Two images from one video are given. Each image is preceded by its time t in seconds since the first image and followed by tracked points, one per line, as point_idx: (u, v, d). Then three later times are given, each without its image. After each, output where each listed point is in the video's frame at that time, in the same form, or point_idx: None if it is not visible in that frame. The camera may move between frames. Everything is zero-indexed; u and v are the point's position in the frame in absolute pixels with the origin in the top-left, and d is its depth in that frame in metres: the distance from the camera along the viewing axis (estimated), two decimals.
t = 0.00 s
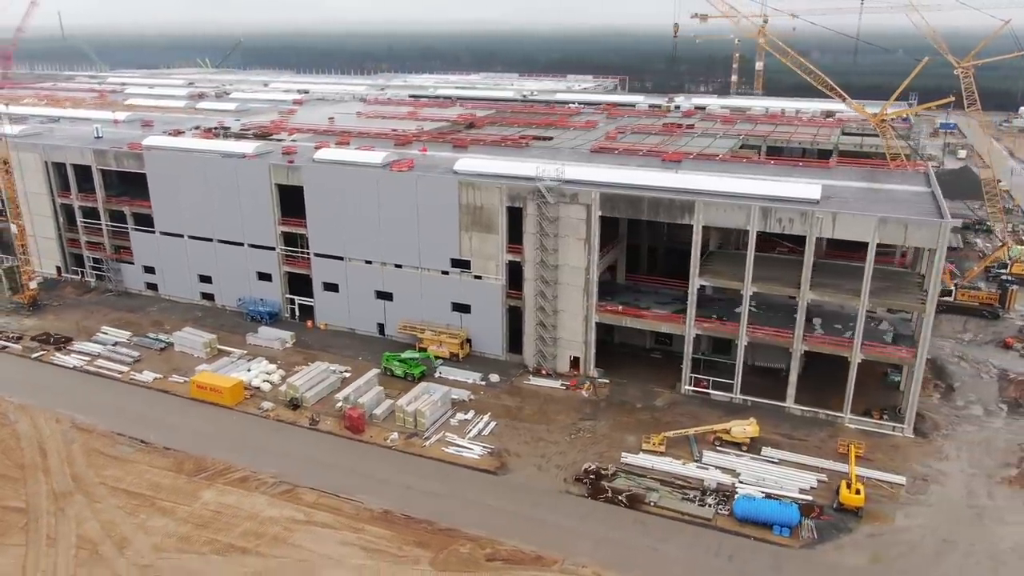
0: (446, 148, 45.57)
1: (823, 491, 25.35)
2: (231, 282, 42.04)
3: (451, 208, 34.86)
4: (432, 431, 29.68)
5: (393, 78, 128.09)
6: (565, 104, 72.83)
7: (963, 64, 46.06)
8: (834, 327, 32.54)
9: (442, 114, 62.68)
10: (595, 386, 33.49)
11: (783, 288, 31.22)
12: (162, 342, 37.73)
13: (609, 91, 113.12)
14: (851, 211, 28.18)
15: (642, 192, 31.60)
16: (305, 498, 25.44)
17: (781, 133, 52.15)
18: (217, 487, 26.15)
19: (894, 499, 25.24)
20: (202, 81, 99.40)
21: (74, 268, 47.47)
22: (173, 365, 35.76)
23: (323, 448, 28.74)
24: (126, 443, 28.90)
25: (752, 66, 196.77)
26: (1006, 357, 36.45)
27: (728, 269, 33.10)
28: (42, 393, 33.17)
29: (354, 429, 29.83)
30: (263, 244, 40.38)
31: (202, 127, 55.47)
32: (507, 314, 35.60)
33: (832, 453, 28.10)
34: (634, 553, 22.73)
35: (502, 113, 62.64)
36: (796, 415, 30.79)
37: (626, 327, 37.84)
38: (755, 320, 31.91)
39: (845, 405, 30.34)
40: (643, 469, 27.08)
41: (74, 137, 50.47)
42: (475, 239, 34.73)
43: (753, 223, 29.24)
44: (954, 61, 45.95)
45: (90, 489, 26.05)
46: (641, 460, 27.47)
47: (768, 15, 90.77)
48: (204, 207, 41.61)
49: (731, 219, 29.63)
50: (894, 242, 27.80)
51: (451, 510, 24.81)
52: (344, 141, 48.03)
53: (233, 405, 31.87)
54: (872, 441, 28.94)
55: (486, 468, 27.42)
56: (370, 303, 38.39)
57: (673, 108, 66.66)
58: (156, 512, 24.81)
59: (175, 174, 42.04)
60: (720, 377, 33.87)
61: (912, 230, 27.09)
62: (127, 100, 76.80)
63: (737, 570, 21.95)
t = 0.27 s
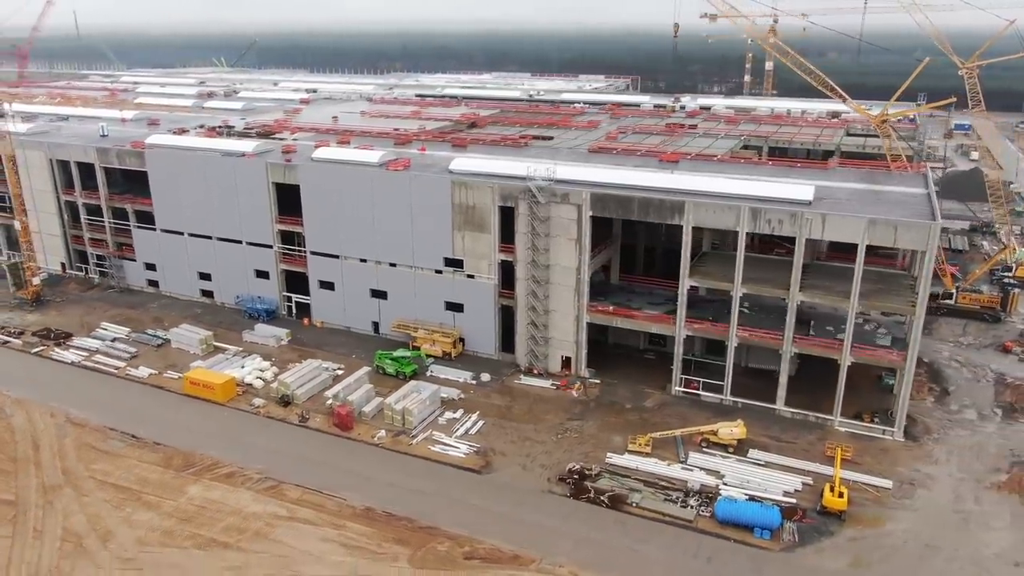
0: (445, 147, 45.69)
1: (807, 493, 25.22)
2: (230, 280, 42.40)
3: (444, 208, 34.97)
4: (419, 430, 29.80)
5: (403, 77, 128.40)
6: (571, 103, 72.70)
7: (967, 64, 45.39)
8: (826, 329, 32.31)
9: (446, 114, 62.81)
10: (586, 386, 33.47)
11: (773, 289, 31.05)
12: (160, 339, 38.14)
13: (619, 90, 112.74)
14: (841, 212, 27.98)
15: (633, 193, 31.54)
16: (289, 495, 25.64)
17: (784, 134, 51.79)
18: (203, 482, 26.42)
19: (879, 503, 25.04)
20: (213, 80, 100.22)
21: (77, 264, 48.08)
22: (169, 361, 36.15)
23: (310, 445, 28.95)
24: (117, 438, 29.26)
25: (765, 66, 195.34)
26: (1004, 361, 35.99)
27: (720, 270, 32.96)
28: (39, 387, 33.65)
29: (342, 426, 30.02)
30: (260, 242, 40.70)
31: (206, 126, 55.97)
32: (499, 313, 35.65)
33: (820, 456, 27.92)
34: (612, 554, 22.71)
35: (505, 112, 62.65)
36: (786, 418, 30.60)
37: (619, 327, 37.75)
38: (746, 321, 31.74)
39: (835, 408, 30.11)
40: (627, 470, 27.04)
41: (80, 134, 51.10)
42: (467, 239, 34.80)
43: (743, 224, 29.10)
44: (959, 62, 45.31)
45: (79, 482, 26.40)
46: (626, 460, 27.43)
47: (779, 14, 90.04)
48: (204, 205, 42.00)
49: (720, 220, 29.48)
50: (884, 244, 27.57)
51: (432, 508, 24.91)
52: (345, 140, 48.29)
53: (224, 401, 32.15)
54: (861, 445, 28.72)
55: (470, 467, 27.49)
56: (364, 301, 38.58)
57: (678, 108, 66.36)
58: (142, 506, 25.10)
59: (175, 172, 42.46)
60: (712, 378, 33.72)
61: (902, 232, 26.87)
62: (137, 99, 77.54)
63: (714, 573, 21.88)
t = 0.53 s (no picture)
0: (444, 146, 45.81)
1: (791, 496, 25.07)
2: (229, 277, 42.78)
3: (437, 207, 35.09)
4: (407, 428, 29.93)
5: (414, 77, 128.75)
6: (576, 103, 72.61)
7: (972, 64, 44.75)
8: (819, 332, 32.07)
9: (450, 113, 62.95)
10: (577, 386, 33.43)
11: (764, 291, 30.87)
12: (158, 335, 38.56)
13: (629, 90, 112.46)
14: (831, 214, 27.79)
15: (624, 193, 31.48)
16: (274, 491, 25.85)
17: (787, 134, 51.44)
18: (190, 477, 26.70)
19: (864, 507, 24.82)
20: (224, 79, 101.06)
21: (82, 261, 48.70)
22: (165, 357, 36.54)
23: (298, 442, 29.16)
24: (109, 433, 29.63)
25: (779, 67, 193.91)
26: (1003, 366, 35.54)
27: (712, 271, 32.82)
28: (37, 382, 34.14)
29: (331, 424, 30.19)
30: (258, 239, 41.02)
31: (211, 124, 56.50)
32: (492, 312, 35.71)
33: (807, 459, 27.73)
34: (590, 553, 22.70)
35: (508, 112, 62.68)
36: (775, 420, 30.41)
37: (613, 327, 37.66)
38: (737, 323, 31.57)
39: (825, 411, 29.89)
40: (612, 470, 27.00)
41: (86, 133, 51.75)
42: (460, 238, 34.89)
43: (732, 224, 28.96)
44: (963, 62, 44.70)
45: (69, 476, 26.77)
46: (611, 461, 27.39)
47: (789, 14, 89.37)
48: (203, 203, 42.41)
49: (710, 220, 29.36)
50: (873, 246, 27.36)
51: (414, 506, 25.01)
52: (346, 139, 48.56)
53: (217, 397, 32.45)
54: (850, 448, 28.49)
55: (456, 465, 27.57)
56: (360, 300, 38.77)
57: (683, 108, 66.08)
58: (128, 500, 25.41)
59: (176, 170, 42.90)
60: (703, 379, 33.56)
61: (891, 234, 26.65)
62: (147, 98, 78.35)
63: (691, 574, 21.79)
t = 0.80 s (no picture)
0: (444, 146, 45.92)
1: (776, 499, 24.92)
2: (229, 275, 43.18)
3: (432, 206, 35.20)
4: (396, 425, 30.07)
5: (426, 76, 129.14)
6: (583, 103, 72.45)
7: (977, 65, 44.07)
8: (812, 334, 31.82)
9: (454, 112, 63.07)
10: (569, 386, 33.40)
11: (756, 292, 30.68)
12: (157, 331, 39.00)
13: (640, 90, 112.07)
14: (821, 215, 27.58)
15: (616, 193, 31.42)
16: (260, 487, 26.09)
17: (791, 135, 51.03)
18: (179, 472, 26.99)
19: (850, 511, 24.61)
20: (236, 78, 101.79)
21: (87, 257, 49.35)
22: (163, 353, 36.94)
23: (288, 438, 29.39)
24: (103, 427, 30.03)
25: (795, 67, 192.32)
26: (1002, 370, 35.10)
27: (705, 272, 32.67)
28: (37, 377, 34.66)
29: (321, 421, 30.40)
30: (258, 238, 41.36)
31: (217, 123, 57.01)
32: (486, 311, 35.76)
33: (795, 462, 27.54)
34: (570, 553, 22.71)
35: (513, 112, 62.68)
36: (766, 422, 30.22)
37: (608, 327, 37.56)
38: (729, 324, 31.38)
39: (817, 414, 29.65)
40: (598, 471, 26.98)
41: (93, 131, 52.42)
42: (454, 237, 34.98)
43: (723, 225, 28.82)
44: (969, 62, 44.00)
45: (60, 469, 27.16)
46: (596, 461, 27.39)
47: (801, 14, 88.54)
48: (205, 201, 42.85)
49: (700, 221, 29.23)
50: (864, 248, 27.13)
51: (397, 504, 25.13)
52: (347, 138, 48.81)
53: (211, 393, 32.79)
54: (840, 451, 28.26)
55: (442, 463, 27.66)
56: (356, 298, 38.97)
57: (689, 108, 65.73)
58: (117, 494, 25.74)
59: (178, 168, 43.34)
60: (696, 381, 33.40)
61: (881, 237, 26.42)
62: (158, 97, 79.17)
63: None
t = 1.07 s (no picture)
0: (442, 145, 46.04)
1: (758, 501, 24.81)
2: (228, 272, 43.56)
3: (425, 205, 35.31)
4: (384, 423, 30.21)
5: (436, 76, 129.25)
6: (587, 103, 72.32)
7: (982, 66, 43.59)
8: (803, 336, 31.62)
9: (457, 112, 63.17)
10: (558, 386, 33.39)
11: (746, 293, 30.52)
12: (155, 328, 39.41)
13: (649, 90, 111.70)
14: (810, 216, 27.39)
15: (606, 193, 31.37)
16: (246, 483, 26.31)
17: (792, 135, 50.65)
18: (167, 468, 27.28)
19: (832, 515, 24.45)
20: (246, 77, 102.42)
21: (91, 255, 49.94)
22: (160, 350, 37.34)
23: (277, 435, 29.61)
24: (95, 422, 30.41)
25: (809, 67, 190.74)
26: (999, 374, 34.73)
27: (696, 273, 32.54)
28: (34, 372, 35.14)
29: (310, 418, 30.59)
30: (255, 236, 41.68)
31: (221, 122, 57.47)
32: (478, 311, 35.83)
33: (781, 464, 27.39)
34: (547, 553, 22.74)
35: (516, 112, 62.68)
36: (755, 424, 30.07)
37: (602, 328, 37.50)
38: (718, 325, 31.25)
39: (806, 416, 29.46)
40: (581, 471, 26.97)
41: (98, 129, 53.03)
42: (446, 237, 35.08)
43: (711, 226, 28.69)
44: (972, 63, 43.54)
45: (51, 463, 27.54)
46: (581, 461, 27.38)
47: (810, 13, 87.75)
48: (204, 199, 43.24)
49: (689, 222, 29.13)
50: (852, 250, 26.94)
51: (379, 501, 25.25)
52: (347, 137, 49.05)
53: (203, 390, 33.08)
54: (828, 454, 28.06)
55: (427, 462, 27.76)
56: (351, 297, 39.18)
57: (694, 108, 65.42)
58: (105, 488, 26.07)
59: (178, 167, 43.74)
60: (687, 382, 33.29)
61: (869, 238, 26.22)
62: (167, 95, 79.85)
63: None
